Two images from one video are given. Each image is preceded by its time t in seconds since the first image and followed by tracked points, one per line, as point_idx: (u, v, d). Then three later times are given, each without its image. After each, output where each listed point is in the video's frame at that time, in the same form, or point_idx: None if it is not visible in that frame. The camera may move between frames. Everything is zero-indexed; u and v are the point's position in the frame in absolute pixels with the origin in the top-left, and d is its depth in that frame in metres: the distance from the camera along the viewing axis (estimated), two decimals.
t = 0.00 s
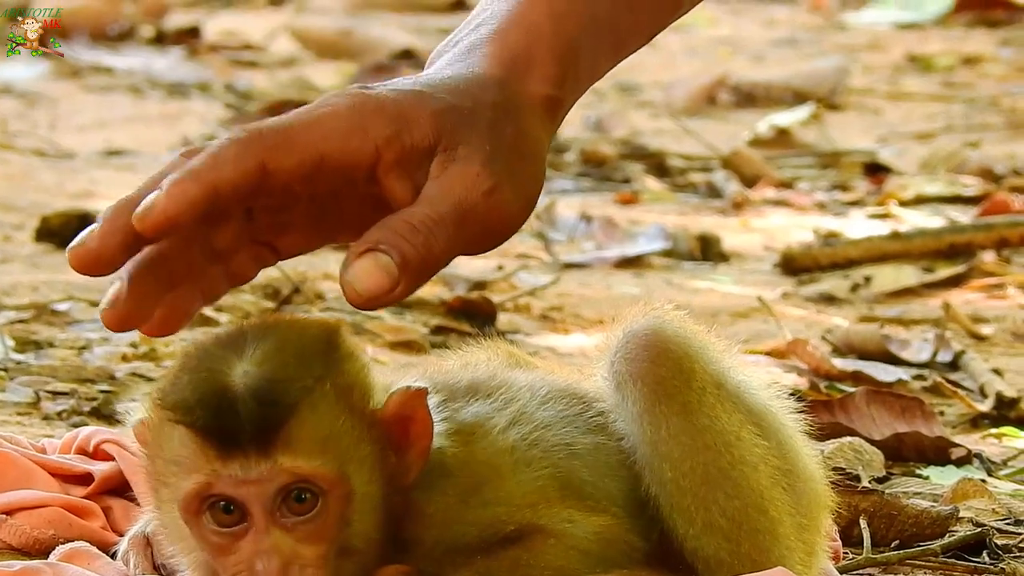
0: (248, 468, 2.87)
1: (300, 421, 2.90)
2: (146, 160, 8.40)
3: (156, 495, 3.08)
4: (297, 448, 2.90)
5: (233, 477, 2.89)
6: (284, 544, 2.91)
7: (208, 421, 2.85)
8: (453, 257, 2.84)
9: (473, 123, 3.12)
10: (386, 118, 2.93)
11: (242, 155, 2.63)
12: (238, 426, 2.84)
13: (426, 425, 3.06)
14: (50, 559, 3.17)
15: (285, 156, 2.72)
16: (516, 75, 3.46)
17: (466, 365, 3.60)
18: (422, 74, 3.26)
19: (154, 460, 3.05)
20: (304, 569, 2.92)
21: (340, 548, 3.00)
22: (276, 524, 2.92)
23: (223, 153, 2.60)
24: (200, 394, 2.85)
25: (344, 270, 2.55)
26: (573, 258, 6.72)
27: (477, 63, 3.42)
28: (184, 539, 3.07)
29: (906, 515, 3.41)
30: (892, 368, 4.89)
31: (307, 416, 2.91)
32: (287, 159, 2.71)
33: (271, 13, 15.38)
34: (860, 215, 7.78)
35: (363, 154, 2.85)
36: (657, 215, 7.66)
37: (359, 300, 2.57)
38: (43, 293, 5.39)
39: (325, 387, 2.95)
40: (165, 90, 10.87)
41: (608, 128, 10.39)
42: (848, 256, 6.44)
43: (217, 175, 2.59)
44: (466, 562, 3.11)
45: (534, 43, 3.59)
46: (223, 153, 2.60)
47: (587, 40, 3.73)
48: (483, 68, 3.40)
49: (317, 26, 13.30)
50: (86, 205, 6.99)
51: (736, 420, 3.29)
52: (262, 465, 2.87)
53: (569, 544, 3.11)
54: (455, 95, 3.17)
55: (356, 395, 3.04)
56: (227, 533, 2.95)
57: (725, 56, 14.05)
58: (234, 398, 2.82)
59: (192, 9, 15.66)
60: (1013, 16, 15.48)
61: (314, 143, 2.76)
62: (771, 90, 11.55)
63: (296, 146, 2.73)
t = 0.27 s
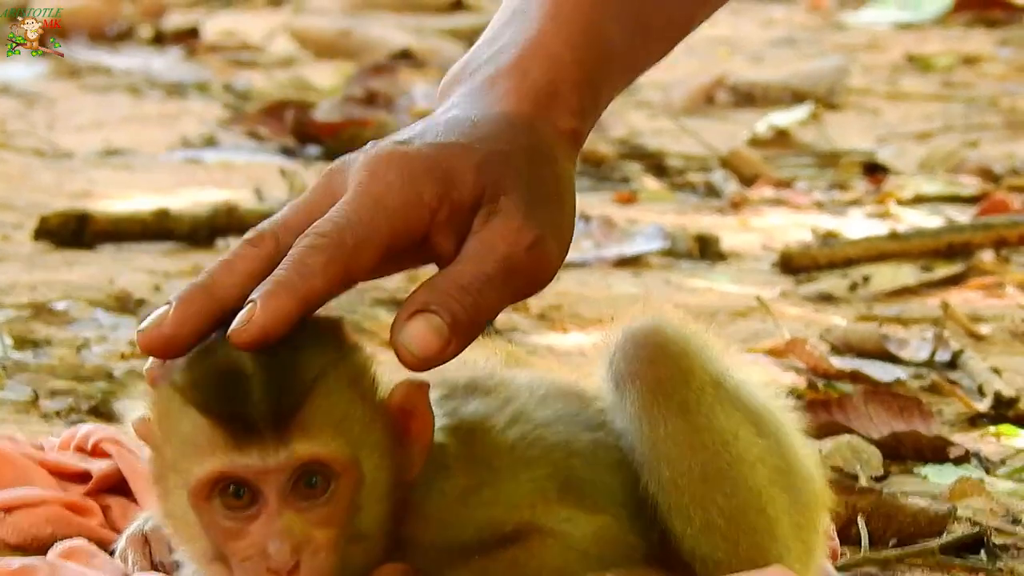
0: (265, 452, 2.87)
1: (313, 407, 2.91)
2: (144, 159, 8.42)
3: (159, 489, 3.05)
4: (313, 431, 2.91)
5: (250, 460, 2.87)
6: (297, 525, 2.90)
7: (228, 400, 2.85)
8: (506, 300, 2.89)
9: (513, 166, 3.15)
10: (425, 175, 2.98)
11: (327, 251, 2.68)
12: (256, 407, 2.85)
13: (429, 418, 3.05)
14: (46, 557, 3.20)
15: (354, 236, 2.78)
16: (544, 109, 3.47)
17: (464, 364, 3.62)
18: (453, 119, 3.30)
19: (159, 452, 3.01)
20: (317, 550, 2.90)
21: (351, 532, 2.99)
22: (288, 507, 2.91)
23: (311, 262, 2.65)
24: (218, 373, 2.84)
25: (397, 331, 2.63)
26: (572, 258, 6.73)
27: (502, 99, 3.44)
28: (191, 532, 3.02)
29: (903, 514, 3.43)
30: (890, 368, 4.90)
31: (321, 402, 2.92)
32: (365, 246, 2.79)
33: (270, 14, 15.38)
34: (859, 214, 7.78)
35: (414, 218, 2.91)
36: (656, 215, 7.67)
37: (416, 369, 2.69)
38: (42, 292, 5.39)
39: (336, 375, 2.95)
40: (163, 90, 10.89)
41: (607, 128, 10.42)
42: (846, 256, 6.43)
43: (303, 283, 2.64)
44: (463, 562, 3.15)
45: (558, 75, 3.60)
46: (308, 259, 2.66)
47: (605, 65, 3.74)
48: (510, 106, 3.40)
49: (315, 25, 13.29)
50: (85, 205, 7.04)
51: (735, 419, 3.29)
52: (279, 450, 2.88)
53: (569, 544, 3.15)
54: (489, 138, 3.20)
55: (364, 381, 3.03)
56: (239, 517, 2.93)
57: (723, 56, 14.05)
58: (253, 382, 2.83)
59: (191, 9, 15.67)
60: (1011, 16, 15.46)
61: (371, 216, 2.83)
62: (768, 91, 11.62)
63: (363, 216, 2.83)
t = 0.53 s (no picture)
0: (303, 427, 2.86)
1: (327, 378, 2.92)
2: (145, 143, 8.47)
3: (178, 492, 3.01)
4: (339, 398, 2.93)
5: (285, 440, 2.85)
6: (343, 497, 2.88)
7: (253, 385, 2.85)
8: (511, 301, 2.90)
9: (518, 163, 3.12)
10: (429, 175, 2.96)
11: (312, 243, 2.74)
12: (285, 389, 2.86)
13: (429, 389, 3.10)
14: (47, 543, 3.21)
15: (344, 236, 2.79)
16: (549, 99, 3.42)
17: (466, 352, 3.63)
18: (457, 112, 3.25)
19: (171, 448, 2.98)
20: (365, 522, 2.89)
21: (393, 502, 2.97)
22: (332, 482, 2.88)
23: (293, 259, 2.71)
24: (231, 361, 2.85)
25: (407, 338, 2.67)
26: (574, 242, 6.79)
27: (508, 88, 3.39)
28: (223, 530, 2.97)
29: (904, 500, 3.42)
30: (891, 352, 4.90)
31: (334, 373, 2.94)
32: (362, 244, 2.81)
33: None
34: (860, 199, 7.80)
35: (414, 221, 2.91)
36: (657, 200, 7.71)
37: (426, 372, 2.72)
38: (43, 276, 5.45)
39: (338, 339, 3.01)
40: (165, 74, 10.96)
41: (608, 113, 10.48)
42: (848, 241, 6.54)
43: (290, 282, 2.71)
44: (466, 547, 3.11)
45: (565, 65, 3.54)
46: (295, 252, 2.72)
47: (614, 50, 3.67)
48: (516, 97, 3.35)
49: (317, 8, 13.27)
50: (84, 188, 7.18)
51: (733, 404, 3.29)
52: (315, 421, 2.87)
53: (570, 530, 3.11)
54: (494, 134, 3.16)
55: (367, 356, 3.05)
56: (281, 504, 2.88)
57: (725, 41, 14.05)
58: (269, 368, 2.86)
59: None
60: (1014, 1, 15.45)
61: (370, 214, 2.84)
62: (771, 75, 11.70)
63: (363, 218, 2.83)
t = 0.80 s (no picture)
0: (328, 401, 2.89)
1: (337, 355, 2.97)
2: (153, 128, 8.61)
3: (202, 494, 3.01)
4: (355, 372, 2.97)
5: (310, 420, 2.87)
6: (376, 471, 2.89)
7: (270, 368, 2.88)
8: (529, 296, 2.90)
9: (528, 157, 3.10)
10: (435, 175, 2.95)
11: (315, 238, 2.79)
12: (301, 365, 2.90)
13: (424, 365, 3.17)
14: (58, 527, 3.23)
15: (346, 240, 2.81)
16: (559, 89, 3.40)
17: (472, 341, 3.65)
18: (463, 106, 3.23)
19: (191, 448, 3.00)
20: (399, 495, 2.90)
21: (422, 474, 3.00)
22: (365, 459, 2.90)
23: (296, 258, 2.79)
24: (242, 348, 2.90)
25: (426, 346, 2.69)
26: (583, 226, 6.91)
27: (516, 80, 3.36)
28: (257, 524, 2.98)
29: (912, 485, 3.44)
30: (899, 338, 4.94)
31: (343, 350, 2.99)
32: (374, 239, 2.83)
33: None
34: (867, 184, 7.87)
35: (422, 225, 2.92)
36: (665, 184, 7.81)
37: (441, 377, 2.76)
38: (50, 261, 5.68)
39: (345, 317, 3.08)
40: (173, 58, 11.11)
41: (616, 98, 10.60)
42: (856, 226, 6.63)
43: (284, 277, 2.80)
44: (479, 530, 3.12)
45: (574, 54, 3.51)
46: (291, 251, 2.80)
47: (623, 33, 3.63)
48: (523, 87, 3.33)
49: None
50: (91, 172, 7.36)
51: (741, 389, 3.26)
52: (338, 395, 2.90)
53: (578, 516, 3.10)
54: (502, 127, 3.13)
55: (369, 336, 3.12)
56: (316, 490, 2.88)
57: (733, 26, 14.07)
58: (279, 351, 2.90)
59: None
60: None
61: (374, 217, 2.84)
62: (780, 60, 11.80)
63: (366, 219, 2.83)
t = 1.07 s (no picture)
0: (310, 385, 2.87)
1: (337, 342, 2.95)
2: (164, 115, 8.73)
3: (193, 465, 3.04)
4: (349, 359, 2.95)
5: (294, 402, 2.86)
6: (360, 461, 2.88)
7: (265, 347, 2.90)
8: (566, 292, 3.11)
9: (550, 160, 3.22)
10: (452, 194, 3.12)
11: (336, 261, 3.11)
12: (291, 347, 2.90)
13: (434, 350, 3.18)
14: (69, 515, 3.23)
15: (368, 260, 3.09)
16: (583, 79, 3.46)
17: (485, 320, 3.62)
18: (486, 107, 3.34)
19: (192, 427, 3.03)
20: (381, 486, 2.88)
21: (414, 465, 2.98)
22: (345, 446, 2.87)
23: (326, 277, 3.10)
24: (249, 326, 2.94)
25: (465, 361, 2.95)
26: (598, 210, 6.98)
27: (539, 74, 3.43)
28: (244, 498, 3.00)
29: (924, 471, 3.46)
30: (912, 324, 4.97)
31: (345, 339, 2.98)
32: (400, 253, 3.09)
33: None
34: (880, 169, 7.97)
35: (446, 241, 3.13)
36: (678, 170, 7.86)
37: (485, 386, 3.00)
38: (62, 248, 5.68)
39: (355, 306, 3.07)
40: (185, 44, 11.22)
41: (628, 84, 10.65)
42: (868, 212, 6.73)
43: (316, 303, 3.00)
44: (488, 518, 3.11)
45: (598, 44, 3.55)
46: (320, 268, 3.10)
47: (648, 10, 3.62)
48: (546, 83, 3.40)
49: None
50: (103, 159, 7.49)
51: (753, 375, 3.27)
52: (324, 379, 2.88)
53: (589, 503, 3.10)
54: (523, 132, 3.25)
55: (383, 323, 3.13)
56: (294, 473, 2.87)
57: (745, 11, 14.11)
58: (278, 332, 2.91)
59: None
60: None
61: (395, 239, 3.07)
62: (791, 46, 11.84)
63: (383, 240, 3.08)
